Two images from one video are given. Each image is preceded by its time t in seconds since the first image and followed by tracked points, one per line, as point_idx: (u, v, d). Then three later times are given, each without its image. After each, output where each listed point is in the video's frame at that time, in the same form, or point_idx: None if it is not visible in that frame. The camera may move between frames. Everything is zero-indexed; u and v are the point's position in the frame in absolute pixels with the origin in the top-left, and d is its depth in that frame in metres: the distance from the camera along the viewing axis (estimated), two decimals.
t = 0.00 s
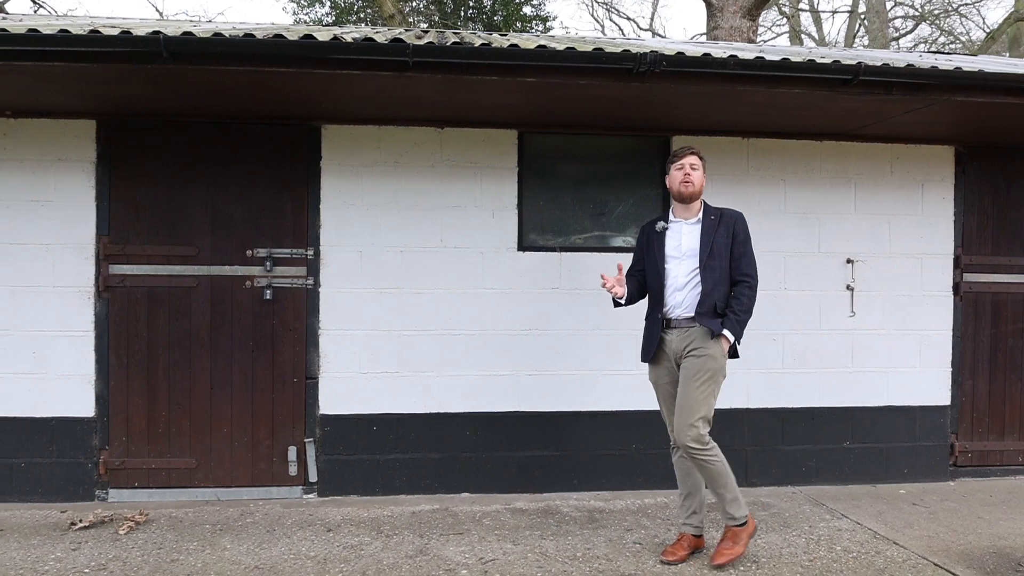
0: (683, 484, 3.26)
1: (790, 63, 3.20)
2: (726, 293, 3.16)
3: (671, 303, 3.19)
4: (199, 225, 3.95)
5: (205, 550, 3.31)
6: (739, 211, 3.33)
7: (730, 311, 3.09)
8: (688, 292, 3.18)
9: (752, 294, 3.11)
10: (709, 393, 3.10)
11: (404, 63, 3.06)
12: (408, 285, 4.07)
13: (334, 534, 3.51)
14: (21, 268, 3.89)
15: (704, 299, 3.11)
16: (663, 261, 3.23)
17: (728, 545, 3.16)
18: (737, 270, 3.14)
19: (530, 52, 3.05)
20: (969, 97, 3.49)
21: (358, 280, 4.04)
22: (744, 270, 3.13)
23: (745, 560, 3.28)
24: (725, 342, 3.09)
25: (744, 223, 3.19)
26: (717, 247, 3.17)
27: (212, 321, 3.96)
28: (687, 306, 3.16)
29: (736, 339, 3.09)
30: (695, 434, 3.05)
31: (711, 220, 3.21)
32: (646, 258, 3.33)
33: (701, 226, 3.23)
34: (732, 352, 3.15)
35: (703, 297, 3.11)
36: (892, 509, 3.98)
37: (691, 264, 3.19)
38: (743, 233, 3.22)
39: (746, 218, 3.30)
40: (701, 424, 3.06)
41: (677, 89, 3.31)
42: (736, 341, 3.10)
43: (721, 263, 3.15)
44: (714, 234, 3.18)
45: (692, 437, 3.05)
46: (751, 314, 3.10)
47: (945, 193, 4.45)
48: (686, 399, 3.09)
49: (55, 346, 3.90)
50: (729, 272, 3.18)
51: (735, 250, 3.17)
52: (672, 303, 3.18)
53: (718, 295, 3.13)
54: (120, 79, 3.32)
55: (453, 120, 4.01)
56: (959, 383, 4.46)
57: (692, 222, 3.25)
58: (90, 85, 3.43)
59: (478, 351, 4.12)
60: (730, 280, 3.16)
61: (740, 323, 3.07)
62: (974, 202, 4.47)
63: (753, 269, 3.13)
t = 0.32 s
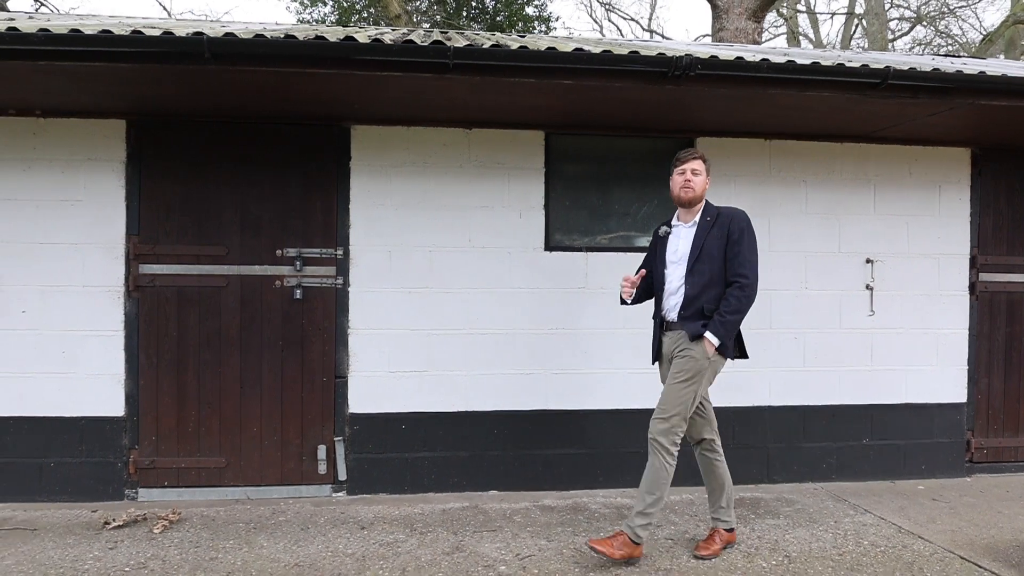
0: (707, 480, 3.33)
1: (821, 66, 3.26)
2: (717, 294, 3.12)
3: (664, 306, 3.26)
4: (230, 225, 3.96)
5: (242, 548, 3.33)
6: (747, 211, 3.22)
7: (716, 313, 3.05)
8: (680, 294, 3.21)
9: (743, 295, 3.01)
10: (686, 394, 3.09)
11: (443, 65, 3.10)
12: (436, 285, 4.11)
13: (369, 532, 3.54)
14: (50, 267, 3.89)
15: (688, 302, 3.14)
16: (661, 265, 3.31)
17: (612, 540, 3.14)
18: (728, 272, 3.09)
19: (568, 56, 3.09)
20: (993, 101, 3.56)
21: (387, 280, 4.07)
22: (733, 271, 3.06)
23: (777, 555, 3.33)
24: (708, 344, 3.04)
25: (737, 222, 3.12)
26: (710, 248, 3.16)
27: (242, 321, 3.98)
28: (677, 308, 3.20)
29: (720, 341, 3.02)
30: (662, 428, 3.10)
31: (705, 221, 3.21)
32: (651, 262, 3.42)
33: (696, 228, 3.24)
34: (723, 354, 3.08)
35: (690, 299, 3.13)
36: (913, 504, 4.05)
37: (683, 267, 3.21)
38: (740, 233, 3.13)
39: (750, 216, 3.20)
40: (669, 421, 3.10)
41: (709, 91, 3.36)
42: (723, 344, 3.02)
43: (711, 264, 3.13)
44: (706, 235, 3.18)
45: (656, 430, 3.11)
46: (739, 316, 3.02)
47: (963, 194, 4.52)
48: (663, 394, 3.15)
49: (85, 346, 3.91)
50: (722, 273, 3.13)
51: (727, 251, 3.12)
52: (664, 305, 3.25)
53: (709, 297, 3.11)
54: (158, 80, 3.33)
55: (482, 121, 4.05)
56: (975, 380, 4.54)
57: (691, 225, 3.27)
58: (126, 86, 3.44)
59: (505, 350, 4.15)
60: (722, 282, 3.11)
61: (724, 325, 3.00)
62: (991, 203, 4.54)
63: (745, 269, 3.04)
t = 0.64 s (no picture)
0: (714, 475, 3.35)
1: (846, 71, 3.33)
2: (693, 298, 3.15)
3: (643, 304, 3.33)
4: (258, 226, 4.00)
5: (278, 544, 3.37)
6: (727, 214, 3.19)
7: (689, 318, 3.08)
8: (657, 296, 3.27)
9: (717, 301, 3.02)
10: (669, 397, 3.15)
11: (479, 68, 3.15)
12: (461, 285, 4.16)
13: (400, 528, 3.59)
14: (80, 267, 3.92)
15: (662, 304, 3.19)
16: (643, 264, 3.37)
17: (621, 544, 3.22)
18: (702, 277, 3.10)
19: (602, 59, 3.15)
20: (1010, 104, 3.64)
21: (413, 279, 4.12)
22: (707, 276, 3.07)
23: (803, 548, 3.40)
24: (680, 347, 3.09)
25: (713, 227, 3.11)
26: (687, 251, 3.18)
27: (270, 320, 4.01)
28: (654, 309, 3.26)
29: (690, 345, 3.05)
30: (652, 431, 3.18)
31: (684, 224, 3.22)
32: (637, 257, 3.48)
33: (676, 230, 3.26)
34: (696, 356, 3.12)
35: (665, 302, 3.17)
36: (930, 499, 4.13)
37: (661, 268, 3.25)
38: (716, 237, 3.12)
39: (731, 219, 3.17)
40: (659, 423, 3.18)
41: (736, 94, 3.43)
42: (692, 347, 3.05)
43: (687, 267, 3.16)
44: (683, 238, 3.20)
45: (648, 434, 3.19)
46: (712, 322, 3.03)
47: (976, 196, 4.60)
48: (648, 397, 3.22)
49: (114, 345, 3.93)
50: (698, 277, 3.15)
51: (703, 255, 3.12)
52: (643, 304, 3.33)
53: (684, 300, 3.15)
54: (194, 83, 3.35)
55: (507, 122, 4.10)
56: (988, 378, 4.62)
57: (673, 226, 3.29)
58: (160, 88, 3.46)
59: (530, 348, 4.20)
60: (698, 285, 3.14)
61: (694, 331, 3.04)
62: (1002, 204, 4.63)
63: (719, 275, 3.04)
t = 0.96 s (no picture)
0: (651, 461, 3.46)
1: (872, 76, 3.41)
2: (698, 295, 3.17)
3: (648, 302, 3.36)
4: (288, 226, 4.05)
5: (315, 540, 3.42)
6: (728, 210, 3.21)
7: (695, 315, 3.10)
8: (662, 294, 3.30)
9: (721, 298, 3.04)
10: (683, 394, 3.20)
11: (515, 73, 3.22)
12: (488, 285, 4.22)
13: (433, 524, 3.64)
14: (113, 268, 3.96)
15: (668, 303, 3.22)
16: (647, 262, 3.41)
17: (652, 538, 3.29)
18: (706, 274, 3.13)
19: (635, 64, 3.22)
20: None
21: (441, 279, 4.17)
22: (711, 273, 3.09)
23: (829, 543, 3.48)
24: (687, 345, 3.11)
25: (716, 224, 3.14)
26: (690, 249, 3.20)
27: (300, 320, 4.06)
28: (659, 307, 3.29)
29: (697, 343, 3.08)
30: (669, 429, 3.23)
31: (686, 222, 3.26)
32: (641, 256, 3.52)
33: (679, 228, 3.30)
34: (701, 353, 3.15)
35: (671, 299, 3.20)
36: (948, 495, 4.22)
37: (665, 266, 3.29)
38: (718, 235, 3.14)
39: (732, 216, 3.20)
40: (676, 421, 3.23)
41: (764, 99, 3.50)
42: (699, 345, 3.08)
43: (691, 265, 3.18)
44: (687, 236, 3.22)
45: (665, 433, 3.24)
46: (717, 319, 3.05)
47: (990, 198, 4.69)
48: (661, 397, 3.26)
49: (147, 344, 3.98)
50: (702, 274, 3.17)
51: (707, 252, 3.15)
52: (648, 302, 3.36)
53: (689, 298, 3.18)
54: (234, 87, 3.40)
55: (534, 125, 4.17)
56: (1001, 377, 4.72)
57: (676, 224, 3.33)
58: (199, 93, 3.51)
59: (555, 348, 4.27)
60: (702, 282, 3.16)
61: (701, 328, 3.06)
62: (1016, 206, 4.72)
63: (723, 272, 3.06)
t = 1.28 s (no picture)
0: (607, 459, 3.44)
1: (898, 82, 3.47)
2: (708, 297, 3.21)
3: (656, 311, 3.40)
4: (318, 229, 4.09)
5: (351, 539, 3.47)
6: (725, 210, 3.27)
7: (707, 318, 3.16)
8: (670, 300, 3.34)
9: (731, 298, 3.09)
10: (707, 395, 3.26)
11: (551, 78, 3.28)
12: (515, 286, 4.27)
13: (465, 523, 3.69)
14: (146, 270, 4.01)
15: (679, 308, 3.26)
16: (649, 270, 3.45)
17: (685, 536, 3.35)
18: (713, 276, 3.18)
19: (668, 71, 3.28)
20: None
21: (467, 281, 4.22)
22: (718, 275, 3.14)
23: (855, 540, 3.55)
24: (703, 349, 3.17)
25: (715, 226, 3.20)
26: (694, 254, 3.26)
27: (330, 321, 4.11)
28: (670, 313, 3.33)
29: (713, 345, 3.13)
30: (700, 429, 3.30)
31: (686, 227, 3.31)
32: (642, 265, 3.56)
33: (679, 234, 3.35)
34: (717, 354, 3.20)
35: (680, 305, 3.25)
36: (966, 493, 4.29)
37: (670, 273, 3.34)
38: (719, 236, 3.20)
39: (729, 215, 3.26)
40: (705, 421, 3.29)
41: (791, 104, 3.57)
42: (716, 347, 3.13)
43: (697, 269, 3.24)
44: (688, 242, 3.29)
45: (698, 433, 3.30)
46: (732, 319, 3.11)
47: (1005, 200, 4.77)
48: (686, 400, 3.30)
49: (178, 346, 4.03)
50: (709, 277, 3.22)
51: (710, 255, 3.20)
52: (655, 310, 3.40)
53: (698, 302, 3.22)
54: (271, 91, 3.45)
55: (560, 129, 4.23)
56: (1016, 377, 4.79)
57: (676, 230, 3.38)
58: (235, 98, 3.55)
59: (580, 348, 4.32)
60: (711, 285, 3.20)
61: (716, 330, 3.11)
62: None
63: (729, 273, 3.11)
